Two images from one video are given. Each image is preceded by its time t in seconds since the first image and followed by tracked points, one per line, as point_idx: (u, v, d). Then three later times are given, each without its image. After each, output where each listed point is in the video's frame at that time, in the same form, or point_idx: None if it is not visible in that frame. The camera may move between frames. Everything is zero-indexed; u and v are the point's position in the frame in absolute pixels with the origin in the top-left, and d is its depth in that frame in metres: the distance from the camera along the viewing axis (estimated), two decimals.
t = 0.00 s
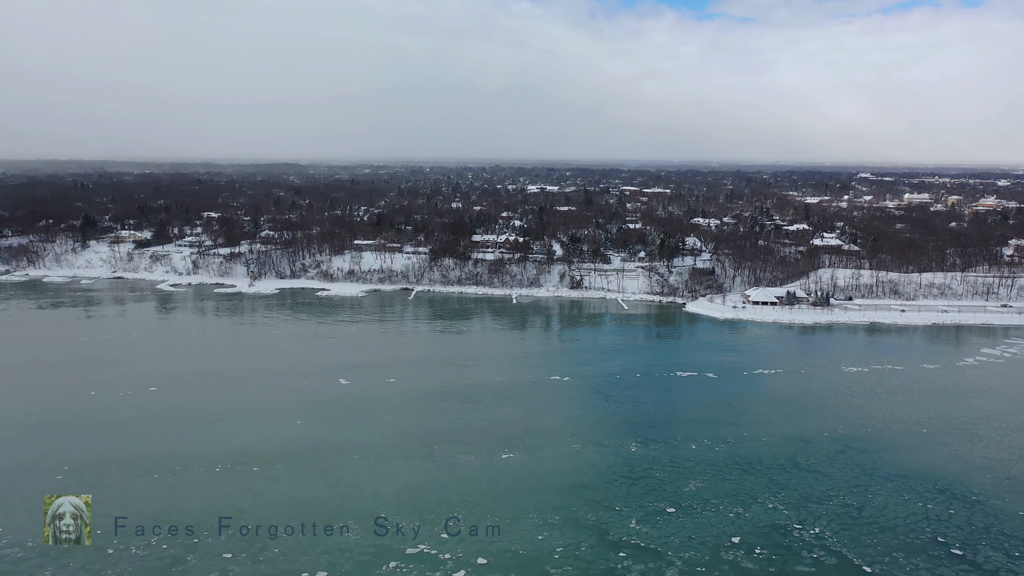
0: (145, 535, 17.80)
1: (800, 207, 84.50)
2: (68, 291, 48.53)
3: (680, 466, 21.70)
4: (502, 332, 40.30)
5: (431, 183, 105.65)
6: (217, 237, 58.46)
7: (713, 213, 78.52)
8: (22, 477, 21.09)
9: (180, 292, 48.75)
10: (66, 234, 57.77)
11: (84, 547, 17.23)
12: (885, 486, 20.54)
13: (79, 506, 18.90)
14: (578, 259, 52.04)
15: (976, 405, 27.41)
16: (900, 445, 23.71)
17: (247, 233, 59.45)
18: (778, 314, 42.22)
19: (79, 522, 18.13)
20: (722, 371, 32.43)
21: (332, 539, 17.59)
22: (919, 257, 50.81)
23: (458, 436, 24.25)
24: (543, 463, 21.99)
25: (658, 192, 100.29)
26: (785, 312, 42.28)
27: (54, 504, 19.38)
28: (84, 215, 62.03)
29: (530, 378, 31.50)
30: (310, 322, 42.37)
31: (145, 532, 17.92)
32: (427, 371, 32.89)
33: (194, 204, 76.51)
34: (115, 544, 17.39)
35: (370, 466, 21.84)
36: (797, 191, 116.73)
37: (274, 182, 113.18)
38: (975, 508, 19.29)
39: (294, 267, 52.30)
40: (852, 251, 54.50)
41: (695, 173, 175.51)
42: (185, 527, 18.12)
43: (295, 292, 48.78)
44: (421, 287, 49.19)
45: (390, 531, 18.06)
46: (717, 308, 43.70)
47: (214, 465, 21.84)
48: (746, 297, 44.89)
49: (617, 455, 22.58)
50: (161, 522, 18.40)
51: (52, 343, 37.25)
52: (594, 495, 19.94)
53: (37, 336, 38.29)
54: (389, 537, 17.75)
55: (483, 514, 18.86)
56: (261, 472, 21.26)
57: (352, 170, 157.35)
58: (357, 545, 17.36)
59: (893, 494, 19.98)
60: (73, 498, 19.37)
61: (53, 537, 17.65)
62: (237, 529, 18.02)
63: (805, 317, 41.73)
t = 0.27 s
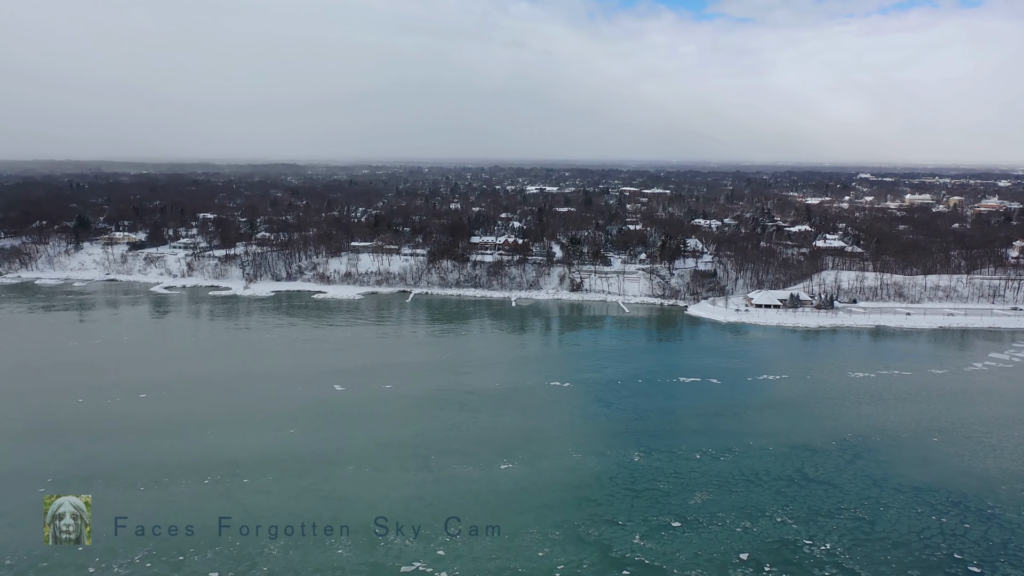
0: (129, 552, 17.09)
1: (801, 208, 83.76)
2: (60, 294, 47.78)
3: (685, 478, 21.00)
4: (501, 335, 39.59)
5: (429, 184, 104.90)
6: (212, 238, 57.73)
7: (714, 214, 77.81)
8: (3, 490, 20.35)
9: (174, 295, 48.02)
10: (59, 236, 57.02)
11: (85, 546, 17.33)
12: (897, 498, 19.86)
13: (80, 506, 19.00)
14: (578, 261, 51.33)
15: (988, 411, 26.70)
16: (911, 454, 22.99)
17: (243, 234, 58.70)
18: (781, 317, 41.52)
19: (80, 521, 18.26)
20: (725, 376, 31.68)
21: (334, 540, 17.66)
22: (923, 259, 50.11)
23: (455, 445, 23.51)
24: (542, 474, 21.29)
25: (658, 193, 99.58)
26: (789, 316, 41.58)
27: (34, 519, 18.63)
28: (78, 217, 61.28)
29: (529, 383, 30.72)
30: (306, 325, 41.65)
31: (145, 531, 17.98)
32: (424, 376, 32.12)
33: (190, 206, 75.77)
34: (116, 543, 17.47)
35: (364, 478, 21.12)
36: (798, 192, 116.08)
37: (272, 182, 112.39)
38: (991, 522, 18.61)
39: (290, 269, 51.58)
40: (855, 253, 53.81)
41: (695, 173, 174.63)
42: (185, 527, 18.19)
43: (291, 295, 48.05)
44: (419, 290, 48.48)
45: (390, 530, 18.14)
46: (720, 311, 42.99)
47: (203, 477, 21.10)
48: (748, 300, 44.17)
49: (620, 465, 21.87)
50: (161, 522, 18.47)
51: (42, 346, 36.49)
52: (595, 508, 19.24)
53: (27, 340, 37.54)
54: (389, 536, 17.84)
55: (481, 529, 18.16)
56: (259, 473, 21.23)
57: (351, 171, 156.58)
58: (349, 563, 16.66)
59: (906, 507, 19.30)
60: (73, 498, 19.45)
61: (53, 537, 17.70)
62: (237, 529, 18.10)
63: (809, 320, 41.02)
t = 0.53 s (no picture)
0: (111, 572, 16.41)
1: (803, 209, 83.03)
2: (52, 296, 47.05)
3: (690, 490, 20.31)
4: (500, 338, 38.90)
5: (428, 185, 104.19)
6: (207, 240, 57.02)
7: (715, 215, 77.14)
8: None
9: (168, 298, 47.30)
10: (52, 238, 56.30)
11: (85, 546, 17.45)
12: (909, 512, 19.19)
13: (79, 506, 19.13)
14: (578, 263, 50.64)
15: (999, 419, 26.01)
16: (922, 463, 22.30)
17: (238, 236, 57.92)
18: (784, 321, 40.83)
19: (80, 521, 18.41)
20: (729, 382, 30.91)
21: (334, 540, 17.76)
22: (928, 261, 49.44)
23: (452, 456, 22.78)
24: (543, 486, 20.57)
25: (658, 194, 98.91)
26: (792, 319, 40.89)
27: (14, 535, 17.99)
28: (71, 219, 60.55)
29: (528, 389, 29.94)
30: (301, 329, 40.95)
31: (145, 531, 18.09)
32: (421, 380, 31.35)
33: (186, 207, 75.00)
34: (117, 543, 17.61)
35: (358, 490, 20.41)
36: (798, 193, 115.50)
37: (268, 183, 111.52)
38: (1008, 537, 17.93)
39: (285, 272, 50.88)
40: (858, 255, 53.13)
41: (694, 174, 173.70)
42: (185, 527, 18.29)
43: (287, 298, 47.35)
44: (416, 293, 47.77)
45: (390, 530, 18.21)
46: (722, 314, 42.30)
47: (191, 490, 20.38)
48: (751, 303, 43.47)
49: (622, 477, 21.17)
50: (162, 522, 18.58)
51: (31, 350, 35.76)
52: (597, 523, 18.54)
53: (16, 344, 36.81)
54: (389, 536, 17.92)
55: (478, 545, 17.46)
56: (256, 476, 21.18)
57: (348, 172, 155.88)
58: None
59: (919, 522, 18.63)
60: (73, 498, 19.59)
61: (53, 537, 17.82)
62: (237, 529, 18.18)
63: (813, 323, 40.32)
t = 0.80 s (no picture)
0: None
1: (804, 210, 82.31)
2: (44, 299, 46.31)
3: (696, 503, 19.65)
4: (499, 341, 38.20)
5: (426, 185, 103.56)
6: (202, 242, 56.35)
7: (715, 216, 76.48)
8: None
9: (162, 300, 46.61)
10: (45, 240, 55.59)
11: (85, 546, 17.56)
12: (923, 527, 18.54)
13: (80, 506, 19.18)
14: (578, 265, 49.95)
15: (1012, 427, 25.33)
16: (934, 474, 21.63)
17: (233, 237, 57.22)
18: (788, 324, 40.15)
19: (81, 521, 18.50)
20: (734, 388, 30.21)
21: (332, 540, 17.80)
22: (932, 263, 48.80)
23: (449, 467, 22.09)
24: (543, 499, 19.89)
25: (658, 195, 98.26)
26: (796, 323, 40.21)
27: None
28: (65, 220, 59.84)
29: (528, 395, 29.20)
30: (297, 332, 40.24)
31: (145, 531, 18.20)
32: (419, 385, 30.61)
33: (181, 207, 74.27)
34: (117, 544, 17.71)
35: (352, 504, 19.70)
36: (798, 193, 114.93)
37: (265, 183, 110.74)
38: None
39: (281, 274, 50.21)
40: (862, 257, 52.48)
41: (694, 174, 172.84)
42: (185, 527, 18.44)
43: (283, 300, 46.68)
44: (414, 295, 47.10)
45: (390, 530, 18.29)
46: (725, 317, 41.59)
47: (179, 505, 19.67)
48: (754, 306, 42.80)
49: (625, 489, 20.49)
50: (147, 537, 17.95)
51: (21, 353, 35.07)
52: (600, 539, 17.86)
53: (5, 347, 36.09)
54: (389, 537, 17.94)
55: (476, 563, 16.77)
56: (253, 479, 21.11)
57: (346, 172, 155.27)
58: None
59: (934, 537, 17.98)
60: (73, 498, 19.64)
61: (53, 537, 17.94)
62: (237, 529, 18.30)
63: (817, 327, 39.64)
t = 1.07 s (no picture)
0: None
1: (806, 210, 81.59)
2: (36, 300, 45.58)
3: (702, 517, 18.95)
4: (498, 344, 37.50)
5: (425, 185, 102.80)
6: (197, 243, 55.63)
7: (717, 216, 75.74)
8: None
9: (156, 302, 45.88)
10: (38, 240, 54.85)
11: (68, 565, 16.97)
12: (939, 542, 17.83)
13: (80, 506, 19.42)
14: (578, 266, 49.24)
15: None
16: (948, 484, 20.92)
17: (229, 238, 56.45)
18: (793, 327, 39.43)
19: (81, 521, 18.77)
20: (739, 393, 29.42)
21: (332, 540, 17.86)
22: (938, 265, 48.09)
23: (447, 479, 21.34)
24: (544, 512, 19.18)
25: (659, 195, 97.50)
26: (801, 326, 39.49)
27: None
28: (59, 220, 59.11)
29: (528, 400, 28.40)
30: (292, 334, 39.53)
31: (145, 531, 18.34)
32: (416, 388, 29.82)
33: (177, 207, 73.51)
34: (116, 542, 17.86)
35: (346, 517, 19.00)
36: (799, 193, 114.23)
37: (264, 183, 109.96)
38: None
39: (277, 275, 49.49)
40: (866, 258, 51.77)
41: (691, 175, 172.16)
42: (185, 526, 18.54)
43: (279, 302, 45.95)
44: (412, 297, 46.38)
45: (390, 530, 18.33)
46: (728, 320, 40.87)
47: (166, 518, 18.99)
48: (758, 309, 42.05)
49: (629, 502, 19.78)
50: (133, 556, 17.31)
51: (10, 356, 34.35)
52: (603, 555, 17.17)
53: None
54: (389, 537, 17.98)
55: None
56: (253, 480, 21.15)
57: (344, 171, 154.44)
58: None
59: (951, 554, 17.27)
60: (73, 498, 19.89)
61: (53, 537, 18.16)
62: (237, 529, 18.39)
63: (822, 331, 38.88)
